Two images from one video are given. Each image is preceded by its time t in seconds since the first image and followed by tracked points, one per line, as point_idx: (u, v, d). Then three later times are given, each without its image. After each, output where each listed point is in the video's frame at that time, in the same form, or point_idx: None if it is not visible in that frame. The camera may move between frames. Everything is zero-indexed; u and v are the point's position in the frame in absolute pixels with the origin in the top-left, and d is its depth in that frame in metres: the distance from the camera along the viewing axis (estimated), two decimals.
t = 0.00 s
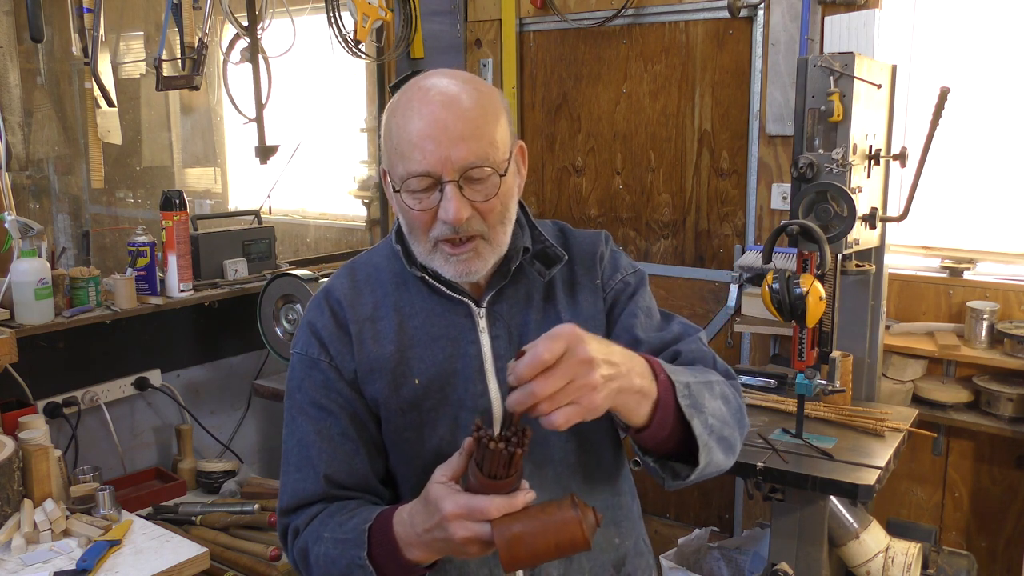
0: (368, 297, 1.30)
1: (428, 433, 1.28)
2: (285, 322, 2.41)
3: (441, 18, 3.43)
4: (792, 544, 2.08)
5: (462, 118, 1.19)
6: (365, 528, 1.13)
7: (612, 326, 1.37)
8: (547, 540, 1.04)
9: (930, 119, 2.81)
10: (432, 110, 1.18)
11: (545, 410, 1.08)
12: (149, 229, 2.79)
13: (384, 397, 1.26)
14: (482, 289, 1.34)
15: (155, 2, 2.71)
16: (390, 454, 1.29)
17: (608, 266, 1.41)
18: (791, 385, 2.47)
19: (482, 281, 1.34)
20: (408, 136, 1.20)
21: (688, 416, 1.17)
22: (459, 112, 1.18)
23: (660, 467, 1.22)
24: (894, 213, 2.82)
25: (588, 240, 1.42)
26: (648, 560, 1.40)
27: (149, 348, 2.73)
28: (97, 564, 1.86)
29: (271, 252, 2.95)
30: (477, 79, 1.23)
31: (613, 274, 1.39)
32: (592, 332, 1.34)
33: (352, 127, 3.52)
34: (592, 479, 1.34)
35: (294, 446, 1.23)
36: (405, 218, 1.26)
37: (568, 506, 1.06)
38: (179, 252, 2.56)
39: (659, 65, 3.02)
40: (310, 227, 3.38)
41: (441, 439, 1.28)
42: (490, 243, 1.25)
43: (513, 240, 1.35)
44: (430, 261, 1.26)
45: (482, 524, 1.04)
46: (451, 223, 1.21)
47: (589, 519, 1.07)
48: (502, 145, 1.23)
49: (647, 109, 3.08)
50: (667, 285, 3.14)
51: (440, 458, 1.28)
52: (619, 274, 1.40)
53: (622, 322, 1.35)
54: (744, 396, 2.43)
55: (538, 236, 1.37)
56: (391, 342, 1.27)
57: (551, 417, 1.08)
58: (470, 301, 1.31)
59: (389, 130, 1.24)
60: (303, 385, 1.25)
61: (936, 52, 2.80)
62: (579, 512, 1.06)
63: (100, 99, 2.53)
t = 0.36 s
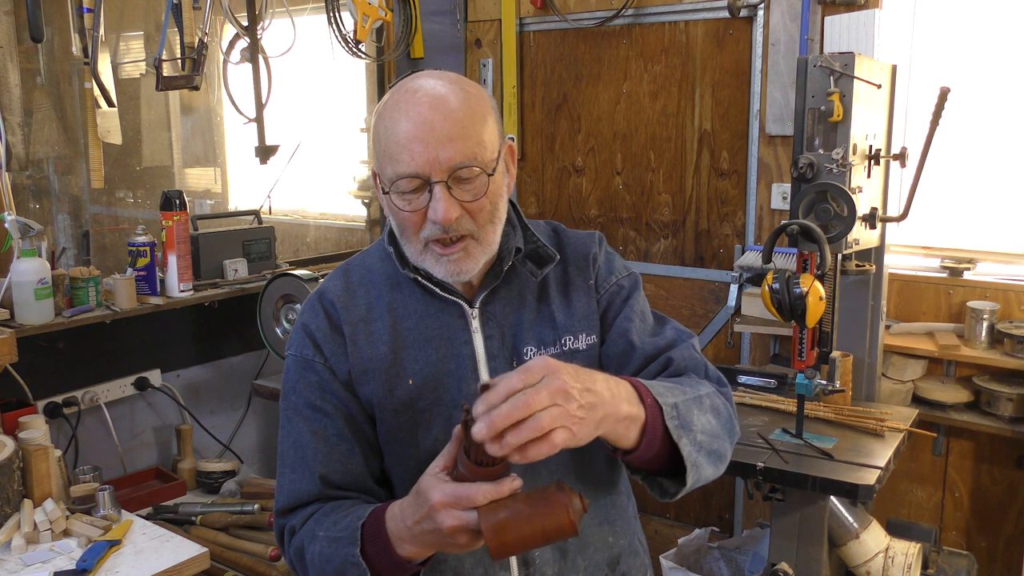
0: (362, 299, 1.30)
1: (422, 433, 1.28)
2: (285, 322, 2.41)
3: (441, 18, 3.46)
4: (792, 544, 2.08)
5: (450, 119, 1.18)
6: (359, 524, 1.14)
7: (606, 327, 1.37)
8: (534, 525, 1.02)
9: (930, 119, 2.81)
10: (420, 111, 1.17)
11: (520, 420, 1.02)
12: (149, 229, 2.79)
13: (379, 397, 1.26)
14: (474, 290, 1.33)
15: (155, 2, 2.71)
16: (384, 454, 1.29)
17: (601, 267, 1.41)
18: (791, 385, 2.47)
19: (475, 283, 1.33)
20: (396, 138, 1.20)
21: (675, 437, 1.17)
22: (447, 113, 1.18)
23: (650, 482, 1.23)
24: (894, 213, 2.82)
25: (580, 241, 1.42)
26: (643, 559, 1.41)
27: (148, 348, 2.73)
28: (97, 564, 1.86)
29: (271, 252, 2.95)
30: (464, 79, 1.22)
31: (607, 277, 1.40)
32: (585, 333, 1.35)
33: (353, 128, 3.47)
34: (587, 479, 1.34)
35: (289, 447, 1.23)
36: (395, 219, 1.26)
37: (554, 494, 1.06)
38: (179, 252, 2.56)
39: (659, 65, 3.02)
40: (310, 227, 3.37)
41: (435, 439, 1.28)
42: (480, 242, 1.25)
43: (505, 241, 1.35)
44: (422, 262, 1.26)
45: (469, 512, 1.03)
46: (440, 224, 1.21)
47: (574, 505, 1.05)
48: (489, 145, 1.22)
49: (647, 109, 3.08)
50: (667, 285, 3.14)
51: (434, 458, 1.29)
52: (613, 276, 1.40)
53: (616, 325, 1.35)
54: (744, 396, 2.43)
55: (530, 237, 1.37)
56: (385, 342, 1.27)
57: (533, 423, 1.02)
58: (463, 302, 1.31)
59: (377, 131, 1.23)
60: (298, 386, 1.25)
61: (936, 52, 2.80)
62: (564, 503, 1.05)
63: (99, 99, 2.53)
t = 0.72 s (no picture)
0: (357, 299, 1.30)
1: (417, 433, 1.28)
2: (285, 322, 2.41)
3: (441, 18, 3.47)
4: (792, 544, 2.08)
5: (443, 122, 1.18)
6: (354, 520, 1.14)
7: (600, 326, 1.37)
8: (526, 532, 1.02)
9: (930, 119, 2.81)
10: (413, 114, 1.17)
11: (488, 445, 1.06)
12: (149, 229, 2.79)
13: (374, 396, 1.26)
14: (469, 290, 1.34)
15: (155, 2, 2.71)
16: (380, 453, 1.30)
17: (595, 267, 1.40)
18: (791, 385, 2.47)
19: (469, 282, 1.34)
20: (389, 141, 1.19)
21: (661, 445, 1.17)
22: (440, 116, 1.18)
23: (639, 489, 1.23)
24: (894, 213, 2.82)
25: (574, 241, 1.42)
26: (638, 558, 1.41)
27: (148, 348, 2.73)
28: (97, 564, 1.86)
29: (271, 252, 2.95)
30: (456, 81, 1.22)
31: (602, 277, 1.39)
32: (579, 332, 1.35)
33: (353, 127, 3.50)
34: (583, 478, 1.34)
35: (286, 447, 1.22)
36: (389, 221, 1.25)
37: (549, 502, 1.04)
38: (179, 252, 2.56)
39: (659, 65, 3.02)
40: (310, 227, 3.37)
41: (430, 438, 1.28)
42: (474, 242, 1.25)
43: (499, 241, 1.35)
44: (416, 263, 1.26)
45: (462, 511, 1.04)
46: (435, 225, 1.21)
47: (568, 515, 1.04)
48: (482, 146, 1.22)
49: (647, 109, 3.08)
50: (667, 284, 3.14)
51: (429, 457, 1.29)
52: (607, 277, 1.40)
53: (611, 327, 1.35)
54: (744, 396, 2.43)
55: (524, 237, 1.37)
56: (380, 342, 1.27)
57: (498, 446, 1.05)
58: (458, 301, 1.31)
59: (369, 134, 1.22)
60: (294, 387, 1.24)
61: (936, 52, 2.80)
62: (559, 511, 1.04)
63: (100, 99, 2.53)
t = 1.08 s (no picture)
0: (352, 300, 1.30)
1: (415, 433, 1.28)
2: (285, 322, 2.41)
3: (441, 19, 3.47)
4: (793, 544, 2.08)
5: (434, 123, 1.18)
6: (355, 515, 1.14)
7: (596, 327, 1.37)
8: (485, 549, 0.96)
9: (930, 118, 2.81)
10: (404, 115, 1.17)
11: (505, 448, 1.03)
12: (149, 229, 2.79)
13: (371, 397, 1.26)
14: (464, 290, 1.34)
15: (156, 2, 2.71)
16: (378, 453, 1.30)
17: (591, 267, 1.40)
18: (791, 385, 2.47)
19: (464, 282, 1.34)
20: (381, 142, 1.19)
21: (659, 449, 1.18)
22: (431, 116, 1.17)
23: (634, 494, 1.23)
24: (894, 213, 2.82)
25: (569, 241, 1.42)
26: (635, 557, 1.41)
27: (148, 349, 2.73)
28: (97, 564, 1.87)
29: (272, 252, 2.95)
30: (447, 81, 1.22)
31: (598, 279, 1.39)
32: (575, 331, 1.35)
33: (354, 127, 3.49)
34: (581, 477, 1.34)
35: (284, 448, 1.23)
36: (383, 222, 1.25)
37: (519, 530, 0.97)
38: (179, 252, 2.56)
39: (659, 65, 3.02)
40: (310, 227, 3.37)
41: (428, 438, 1.28)
42: (468, 242, 1.25)
43: (493, 241, 1.35)
44: (411, 263, 1.26)
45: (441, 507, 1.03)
46: (429, 226, 1.21)
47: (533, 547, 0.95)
48: (474, 146, 1.22)
49: (647, 109, 3.08)
50: (667, 285, 3.14)
51: (426, 457, 1.29)
52: (603, 279, 1.40)
53: (607, 328, 1.36)
54: (744, 396, 2.43)
55: (518, 236, 1.37)
56: (376, 342, 1.27)
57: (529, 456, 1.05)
58: (453, 302, 1.31)
59: (361, 136, 1.22)
60: (291, 388, 1.25)
61: (936, 52, 2.80)
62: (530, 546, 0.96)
63: (100, 99, 2.53)
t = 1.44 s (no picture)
0: (350, 299, 1.30)
1: (413, 431, 1.28)
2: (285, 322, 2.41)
3: (441, 19, 3.47)
4: (792, 543, 2.08)
5: (436, 126, 1.18)
6: (359, 515, 1.14)
7: (596, 325, 1.37)
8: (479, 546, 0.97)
9: (930, 119, 2.81)
10: (406, 119, 1.17)
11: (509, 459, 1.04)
12: (149, 229, 2.79)
13: (369, 395, 1.26)
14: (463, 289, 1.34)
15: (156, 2, 2.71)
16: (376, 451, 1.30)
17: (591, 265, 1.40)
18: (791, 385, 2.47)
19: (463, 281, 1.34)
20: (382, 145, 1.19)
21: (654, 459, 1.18)
22: (432, 120, 1.17)
23: (631, 499, 1.24)
24: (894, 213, 2.82)
25: (569, 239, 1.42)
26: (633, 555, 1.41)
27: (148, 348, 2.73)
28: (97, 564, 1.87)
29: (272, 252, 2.95)
30: (448, 83, 1.22)
31: (598, 278, 1.39)
32: (576, 330, 1.35)
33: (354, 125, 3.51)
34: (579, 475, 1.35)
35: (282, 446, 1.23)
36: (384, 224, 1.25)
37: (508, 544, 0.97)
38: (179, 252, 2.56)
39: (659, 65, 3.02)
40: (310, 227, 3.37)
41: (426, 436, 1.28)
42: (468, 245, 1.25)
43: (492, 239, 1.35)
44: (412, 265, 1.26)
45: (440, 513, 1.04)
46: (430, 229, 1.21)
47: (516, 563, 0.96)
48: (475, 149, 1.22)
49: (647, 109, 3.08)
50: (667, 285, 3.14)
51: (424, 455, 1.29)
52: (604, 277, 1.39)
53: (607, 328, 1.35)
54: (744, 396, 2.43)
55: (517, 234, 1.36)
56: (374, 341, 1.27)
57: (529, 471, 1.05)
58: (452, 300, 1.31)
59: (362, 138, 1.22)
60: (289, 387, 1.25)
61: (936, 52, 2.80)
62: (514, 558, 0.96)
63: (99, 99, 2.53)
